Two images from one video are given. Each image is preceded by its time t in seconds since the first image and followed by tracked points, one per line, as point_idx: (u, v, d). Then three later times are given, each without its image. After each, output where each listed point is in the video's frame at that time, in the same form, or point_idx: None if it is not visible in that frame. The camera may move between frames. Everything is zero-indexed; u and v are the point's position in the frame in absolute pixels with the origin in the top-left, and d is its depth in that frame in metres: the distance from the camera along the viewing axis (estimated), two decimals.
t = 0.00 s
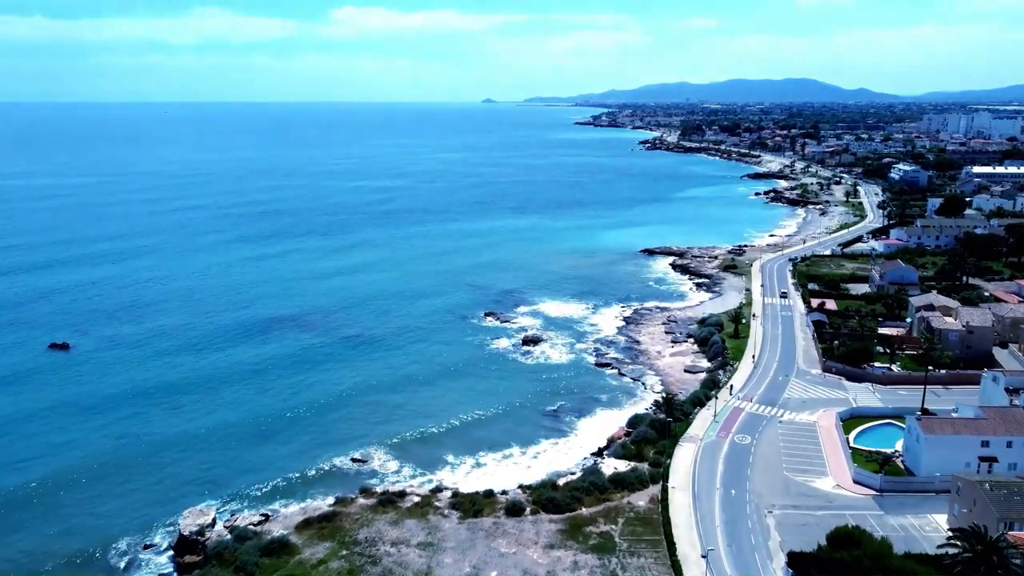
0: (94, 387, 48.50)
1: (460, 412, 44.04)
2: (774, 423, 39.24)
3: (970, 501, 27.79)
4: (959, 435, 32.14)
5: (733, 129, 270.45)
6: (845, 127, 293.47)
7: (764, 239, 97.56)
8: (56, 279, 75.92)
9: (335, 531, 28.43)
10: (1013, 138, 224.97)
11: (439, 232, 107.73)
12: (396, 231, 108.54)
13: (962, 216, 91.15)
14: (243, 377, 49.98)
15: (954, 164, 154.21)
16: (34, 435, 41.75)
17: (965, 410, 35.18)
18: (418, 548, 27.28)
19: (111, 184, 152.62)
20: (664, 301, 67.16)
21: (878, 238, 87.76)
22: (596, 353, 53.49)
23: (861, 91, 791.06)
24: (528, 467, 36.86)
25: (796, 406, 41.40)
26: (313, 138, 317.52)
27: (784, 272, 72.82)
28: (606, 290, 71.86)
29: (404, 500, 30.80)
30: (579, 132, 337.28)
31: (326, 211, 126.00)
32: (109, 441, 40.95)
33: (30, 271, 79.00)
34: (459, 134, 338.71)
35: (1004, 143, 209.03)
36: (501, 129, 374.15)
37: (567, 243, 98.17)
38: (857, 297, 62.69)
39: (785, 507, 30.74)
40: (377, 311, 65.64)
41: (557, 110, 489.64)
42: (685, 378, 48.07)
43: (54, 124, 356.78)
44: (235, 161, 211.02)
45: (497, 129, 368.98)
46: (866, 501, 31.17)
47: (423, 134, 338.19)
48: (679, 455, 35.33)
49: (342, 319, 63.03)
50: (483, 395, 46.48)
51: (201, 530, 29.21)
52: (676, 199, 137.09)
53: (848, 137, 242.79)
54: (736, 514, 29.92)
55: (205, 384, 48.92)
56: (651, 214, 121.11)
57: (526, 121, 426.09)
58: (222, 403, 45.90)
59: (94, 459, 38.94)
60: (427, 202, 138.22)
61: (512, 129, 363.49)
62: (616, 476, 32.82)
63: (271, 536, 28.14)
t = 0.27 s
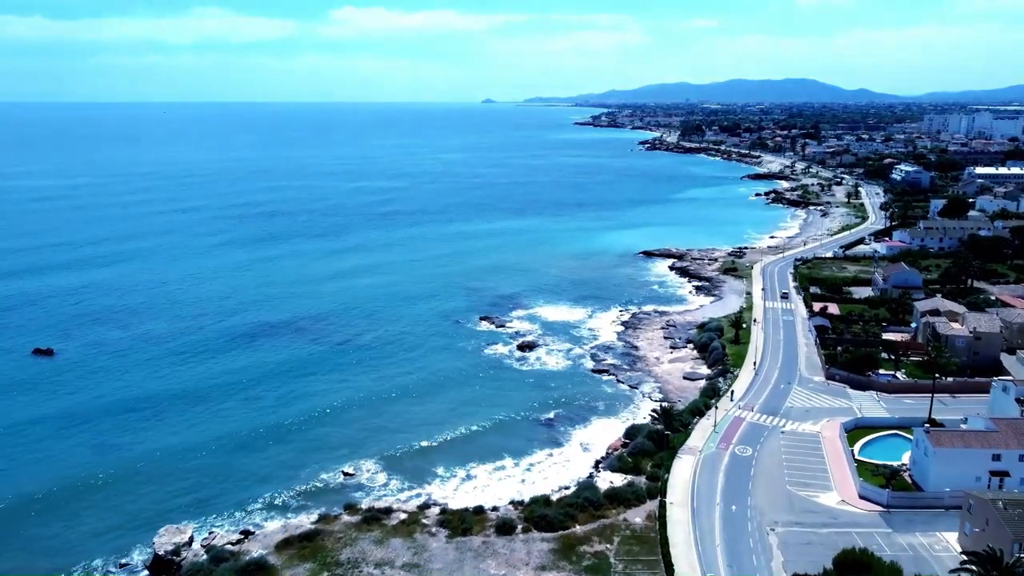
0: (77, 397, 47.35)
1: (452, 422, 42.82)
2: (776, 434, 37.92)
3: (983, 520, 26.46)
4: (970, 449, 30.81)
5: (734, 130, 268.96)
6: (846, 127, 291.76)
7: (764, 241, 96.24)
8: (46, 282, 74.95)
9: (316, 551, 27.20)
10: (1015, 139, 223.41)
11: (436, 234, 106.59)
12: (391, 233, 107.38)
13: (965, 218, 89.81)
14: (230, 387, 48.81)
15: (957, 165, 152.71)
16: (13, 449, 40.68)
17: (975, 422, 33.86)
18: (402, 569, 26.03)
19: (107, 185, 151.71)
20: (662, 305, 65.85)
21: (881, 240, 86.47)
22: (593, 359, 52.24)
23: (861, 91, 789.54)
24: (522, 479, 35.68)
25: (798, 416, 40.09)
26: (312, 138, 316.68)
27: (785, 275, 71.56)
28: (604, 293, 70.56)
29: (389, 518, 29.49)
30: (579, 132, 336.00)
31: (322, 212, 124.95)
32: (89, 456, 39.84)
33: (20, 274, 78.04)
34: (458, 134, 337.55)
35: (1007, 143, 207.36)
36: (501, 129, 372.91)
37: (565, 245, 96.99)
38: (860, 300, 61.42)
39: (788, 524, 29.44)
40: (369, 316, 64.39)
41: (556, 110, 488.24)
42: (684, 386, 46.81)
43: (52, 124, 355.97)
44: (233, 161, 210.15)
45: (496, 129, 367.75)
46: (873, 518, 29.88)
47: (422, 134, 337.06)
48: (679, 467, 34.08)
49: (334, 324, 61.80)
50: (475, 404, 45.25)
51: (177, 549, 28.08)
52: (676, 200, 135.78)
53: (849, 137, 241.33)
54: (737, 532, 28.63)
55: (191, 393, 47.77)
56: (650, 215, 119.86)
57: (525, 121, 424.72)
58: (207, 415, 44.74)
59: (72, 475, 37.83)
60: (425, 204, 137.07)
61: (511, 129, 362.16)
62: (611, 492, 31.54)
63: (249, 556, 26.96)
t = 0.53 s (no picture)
0: (58, 409, 46.26)
1: (442, 434, 41.59)
2: (778, 446, 36.55)
3: (997, 542, 25.03)
4: (981, 465, 29.40)
5: (734, 129, 267.53)
6: (847, 127, 290.40)
7: (764, 242, 94.98)
8: (35, 286, 74.04)
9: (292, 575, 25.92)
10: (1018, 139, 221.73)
11: (432, 236, 105.45)
12: (387, 235, 106.26)
13: (969, 219, 88.37)
14: (215, 397, 47.59)
15: (960, 165, 151.14)
16: None
17: (987, 435, 32.43)
18: None
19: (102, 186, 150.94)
20: (661, 309, 64.53)
21: (883, 242, 85.09)
22: (589, 366, 50.90)
23: (861, 91, 788.06)
24: (513, 494, 34.39)
25: (801, 426, 38.68)
26: (311, 138, 316.20)
27: (787, 278, 70.21)
28: (601, 297, 69.29)
29: (372, 539, 28.21)
30: (579, 132, 334.78)
31: (318, 214, 123.90)
32: (67, 476, 38.75)
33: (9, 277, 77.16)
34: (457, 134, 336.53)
35: (1010, 143, 205.67)
36: (500, 129, 371.95)
37: (563, 247, 95.76)
38: (863, 304, 60.03)
39: (791, 544, 28.06)
40: (361, 321, 63.20)
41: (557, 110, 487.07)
42: (683, 394, 45.45)
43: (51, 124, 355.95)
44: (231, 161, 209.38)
45: (496, 129, 366.64)
46: (881, 537, 28.48)
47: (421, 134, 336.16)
48: (677, 481, 32.73)
49: (324, 330, 60.61)
50: (466, 414, 44.01)
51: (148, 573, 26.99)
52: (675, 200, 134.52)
53: (850, 137, 239.82)
54: (738, 552, 27.27)
55: (175, 404, 46.61)
56: (649, 217, 118.62)
57: (525, 122, 423.67)
58: (190, 428, 43.54)
59: (49, 497, 36.79)
60: (422, 205, 135.93)
61: (511, 129, 361.00)
62: (606, 509, 30.28)
63: None
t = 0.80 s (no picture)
0: (39, 417, 45.01)
1: (433, 444, 40.42)
2: (779, 457, 35.33)
3: (1010, 562, 23.80)
4: (991, 480, 28.19)
5: (734, 130, 266.48)
6: (847, 127, 289.24)
7: (765, 244, 93.75)
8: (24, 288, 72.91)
9: None
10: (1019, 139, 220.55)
11: (429, 237, 104.28)
12: (383, 236, 105.07)
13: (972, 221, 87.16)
14: (201, 405, 46.37)
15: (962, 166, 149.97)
16: None
17: (997, 449, 31.23)
18: None
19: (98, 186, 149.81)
20: (660, 312, 63.24)
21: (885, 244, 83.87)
22: (586, 372, 49.62)
23: (861, 91, 787.05)
24: (503, 509, 33.32)
25: (803, 436, 37.44)
26: (311, 138, 315.19)
27: (787, 281, 68.95)
28: (599, 299, 68.05)
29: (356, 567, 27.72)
30: (579, 132, 333.66)
31: (314, 215, 122.76)
32: (44, 488, 37.55)
33: None
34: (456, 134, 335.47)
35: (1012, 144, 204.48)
36: (500, 129, 370.86)
37: (561, 249, 94.54)
38: (865, 308, 58.79)
39: (794, 562, 26.85)
40: (352, 325, 61.94)
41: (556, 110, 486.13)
42: (681, 401, 44.17)
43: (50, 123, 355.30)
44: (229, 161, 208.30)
45: (495, 129, 365.60)
46: (887, 556, 27.29)
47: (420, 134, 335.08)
48: (675, 493, 31.57)
49: (316, 334, 59.36)
50: (458, 423, 42.83)
51: None
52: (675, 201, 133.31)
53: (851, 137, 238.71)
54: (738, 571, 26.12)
55: (159, 412, 45.37)
56: (648, 218, 117.41)
57: (525, 122, 422.59)
58: (174, 437, 42.33)
59: (26, 510, 35.57)
60: (419, 205, 134.79)
61: (511, 129, 359.85)
62: (600, 526, 29.29)
63: None
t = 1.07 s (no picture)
0: (19, 426, 43.78)
1: (423, 455, 39.25)
2: (780, 469, 34.09)
3: None
4: (1004, 498, 26.93)
5: (734, 130, 265.32)
6: (847, 127, 288.12)
7: (765, 245, 92.50)
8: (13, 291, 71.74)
9: None
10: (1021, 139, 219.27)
11: (426, 239, 103.11)
12: (379, 238, 103.89)
13: (976, 222, 85.81)
14: (185, 413, 45.10)
15: (964, 166, 148.73)
16: None
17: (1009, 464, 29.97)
18: None
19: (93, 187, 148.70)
20: (657, 316, 61.98)
21: (887, 246, 82.61)
22: (581, 379, 48.31)
23: (862, 91, 785.89)
24: (493, 525, 32.33)
25: (805, 447, 36.19)
26: (310, 138, 314.27)
27: (788, 284, 67.64)
28: (596, 303, 66.80)
29: None
30: (579, 132, 332.73)
31: (310, 216, 121.50)
32: (20, 501, 36.28)
33: None
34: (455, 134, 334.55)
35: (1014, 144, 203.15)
36: (499, 129, 369.76)
37: (558, 251, 93.33)
38: (869, 312, 57.49)
39: None
40: (344, 329, 60.67)
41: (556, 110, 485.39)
42: (679, 410, 42.85)
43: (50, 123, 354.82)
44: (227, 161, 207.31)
45: (495, 129, 364.66)
46: None
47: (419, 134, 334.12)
48: (671, 508, 30.43)
49: (306, 339, 58.10)
50: (450, 434, 41.62)
51: None
52: (674, 202, 132.08)
53: (852, 137, 237.54)
54: None
55: (143, 421, 44.13)
56: (647, 219, 116.18)
57: (524, 122, 421.45)
58: (156, 448, 41.05)
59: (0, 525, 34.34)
60: (416, 206, 133.61)
61: (510, 129, 359.07)
62: (593, 546, 28.43)
63: None
